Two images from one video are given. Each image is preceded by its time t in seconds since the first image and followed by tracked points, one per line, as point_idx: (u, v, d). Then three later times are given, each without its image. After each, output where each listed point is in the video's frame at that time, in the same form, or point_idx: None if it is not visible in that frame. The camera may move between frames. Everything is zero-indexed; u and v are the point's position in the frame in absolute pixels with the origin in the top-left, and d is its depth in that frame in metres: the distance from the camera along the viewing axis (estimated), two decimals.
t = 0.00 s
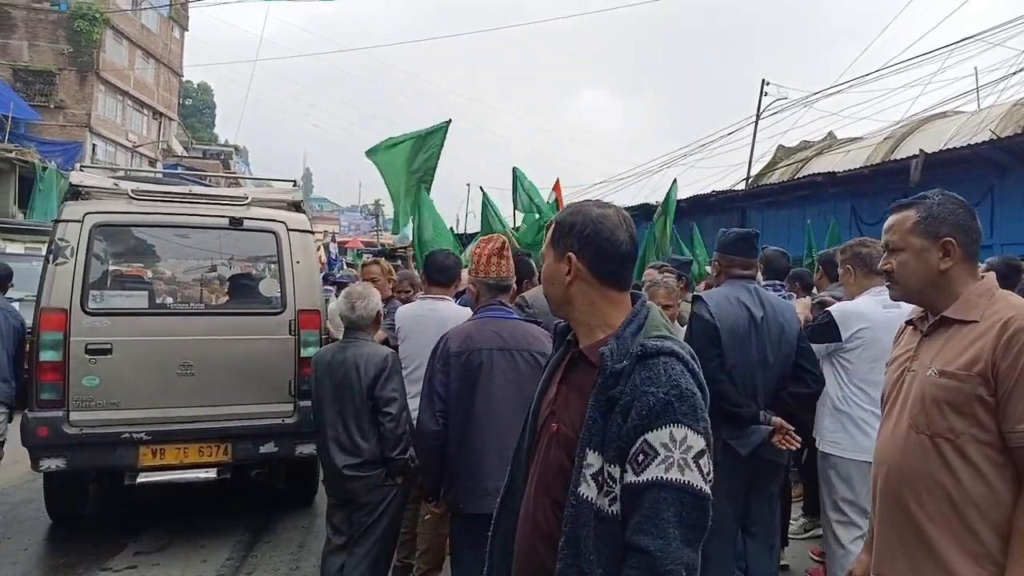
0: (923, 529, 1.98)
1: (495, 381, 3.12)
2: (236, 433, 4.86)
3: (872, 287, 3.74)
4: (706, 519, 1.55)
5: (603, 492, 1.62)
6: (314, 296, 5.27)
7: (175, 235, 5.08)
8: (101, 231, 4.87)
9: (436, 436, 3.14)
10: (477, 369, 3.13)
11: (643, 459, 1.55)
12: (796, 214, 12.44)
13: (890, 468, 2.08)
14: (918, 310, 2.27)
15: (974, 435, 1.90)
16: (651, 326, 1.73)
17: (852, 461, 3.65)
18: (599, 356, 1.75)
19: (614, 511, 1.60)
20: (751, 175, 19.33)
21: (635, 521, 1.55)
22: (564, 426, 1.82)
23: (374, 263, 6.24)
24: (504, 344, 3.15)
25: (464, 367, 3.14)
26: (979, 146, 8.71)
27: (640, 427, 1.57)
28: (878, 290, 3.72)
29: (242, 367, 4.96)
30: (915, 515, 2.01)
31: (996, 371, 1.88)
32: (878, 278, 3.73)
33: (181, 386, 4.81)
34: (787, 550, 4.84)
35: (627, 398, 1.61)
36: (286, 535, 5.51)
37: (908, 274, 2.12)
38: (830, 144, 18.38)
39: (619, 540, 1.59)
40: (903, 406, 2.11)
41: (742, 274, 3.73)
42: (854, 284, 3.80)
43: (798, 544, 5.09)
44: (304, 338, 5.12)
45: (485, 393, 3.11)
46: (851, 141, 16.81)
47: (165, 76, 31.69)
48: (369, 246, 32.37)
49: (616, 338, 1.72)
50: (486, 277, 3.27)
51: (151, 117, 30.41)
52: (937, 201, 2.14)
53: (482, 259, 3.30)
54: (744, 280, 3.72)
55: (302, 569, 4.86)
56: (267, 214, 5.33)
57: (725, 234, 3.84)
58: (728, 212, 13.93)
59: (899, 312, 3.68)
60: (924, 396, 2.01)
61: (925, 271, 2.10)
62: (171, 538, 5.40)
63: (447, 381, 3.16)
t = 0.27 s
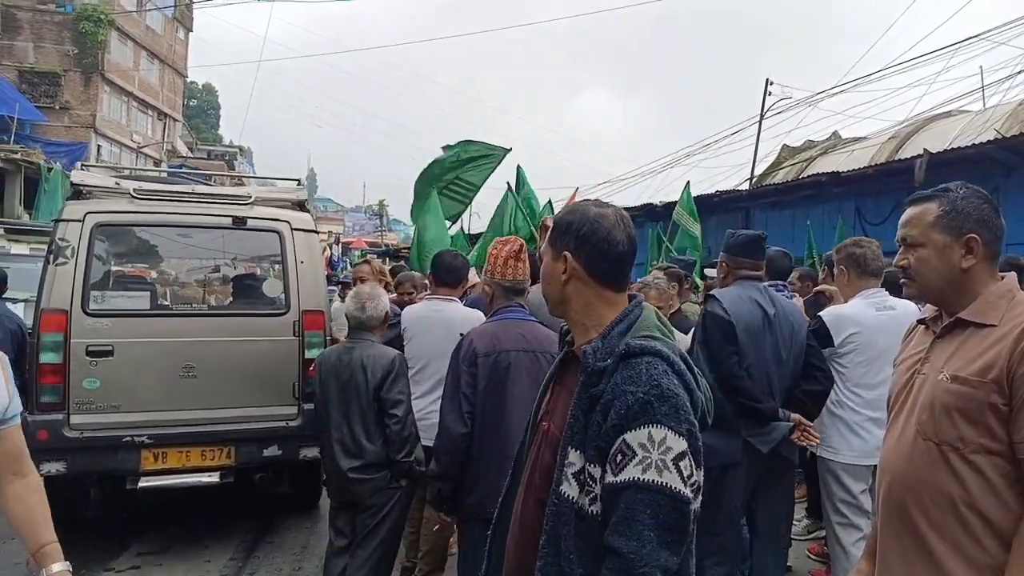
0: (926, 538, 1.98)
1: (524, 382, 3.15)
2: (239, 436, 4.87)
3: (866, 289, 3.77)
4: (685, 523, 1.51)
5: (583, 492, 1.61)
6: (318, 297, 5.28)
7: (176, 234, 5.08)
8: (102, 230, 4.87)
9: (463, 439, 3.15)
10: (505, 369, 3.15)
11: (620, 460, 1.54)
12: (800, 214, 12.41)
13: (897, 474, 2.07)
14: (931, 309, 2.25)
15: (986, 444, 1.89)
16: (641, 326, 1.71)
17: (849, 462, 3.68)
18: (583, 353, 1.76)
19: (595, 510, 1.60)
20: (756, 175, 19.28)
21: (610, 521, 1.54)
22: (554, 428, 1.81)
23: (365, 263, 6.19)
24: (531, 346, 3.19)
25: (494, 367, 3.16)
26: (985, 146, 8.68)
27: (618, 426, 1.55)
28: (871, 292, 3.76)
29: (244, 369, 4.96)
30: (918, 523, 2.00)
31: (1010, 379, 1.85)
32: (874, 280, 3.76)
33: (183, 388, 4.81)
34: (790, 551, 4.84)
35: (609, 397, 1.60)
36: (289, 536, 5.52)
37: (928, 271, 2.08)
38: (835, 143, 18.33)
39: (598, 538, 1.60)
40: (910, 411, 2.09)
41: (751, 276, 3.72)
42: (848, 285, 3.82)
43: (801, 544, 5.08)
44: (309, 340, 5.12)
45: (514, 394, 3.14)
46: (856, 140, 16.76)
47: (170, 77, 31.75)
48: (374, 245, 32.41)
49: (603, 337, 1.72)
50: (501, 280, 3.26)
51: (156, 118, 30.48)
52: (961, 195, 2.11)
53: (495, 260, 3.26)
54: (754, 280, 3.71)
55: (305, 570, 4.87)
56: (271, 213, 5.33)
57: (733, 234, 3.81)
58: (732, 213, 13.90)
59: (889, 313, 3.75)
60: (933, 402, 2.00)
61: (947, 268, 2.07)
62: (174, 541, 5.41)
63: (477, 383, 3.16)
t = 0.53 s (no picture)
0: (925, 544, 2.00)
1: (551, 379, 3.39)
2: (243, 440, 4.91)
3: (856, 290, 3.79)
4: (660, 514, 1.56)
5: (563, 484, 1.67)
6: (322, 299, 5.32)
7: (178, 234, 5.12)
8: (103, 230, 4.92)
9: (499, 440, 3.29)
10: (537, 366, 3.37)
11: (598, 453, 1.59)
12: (804, 215, 12.40)
13: (897, 479, 2.09)
14: (932, 309, 2.26)
15: (989, 451, 1.90)
16: (622, 323, 1.77)
17: (844, 463, 3.70)
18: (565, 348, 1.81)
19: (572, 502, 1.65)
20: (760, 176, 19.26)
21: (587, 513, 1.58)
22: (535, 423, 1.88)
23: (359, 262, 6.19)
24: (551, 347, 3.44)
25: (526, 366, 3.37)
26: (988, 146, 8.67)
27: (596, 420, 1.61)
28: (860, 293, 3.78)
29: (247, 371, 5.00)
30: (918, 529, 2.02)
31: (1012, 385, 1.86)
32: (864, 280, 3.77)
33: (186, 390, 4.85)
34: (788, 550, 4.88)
35: (589, 392, 1.65)
36: (292, 537, 5.58)
37: (929, 270, 2.09)
38: (839, 144, 18.33)
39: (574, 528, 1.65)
40: (911, 415, 2.11)
41: (746, 276, 3.75)
42: (838, 287, 3.84)
43: (801, 544, 5.11)
44: (312, 341, 5.17)
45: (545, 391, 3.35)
46: (861, 140, 16.72)
47: (176, 79, 31.88)
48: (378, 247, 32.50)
49: (584, 334, 1.78)
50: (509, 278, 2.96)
51: (162, 120, 30.62)
52: (966, 191, 2.12)
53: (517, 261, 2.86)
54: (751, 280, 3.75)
55: (307, 568, 4.93)
56: (274, 214, 5.38)
57: (730, 233, 3.82)
58: (735, 213, 13.89)
59: (878, 315, 3.77)
60: (934, 406, 2.01)
61: (951, 267, 2.08)
62: (176, 545, 5.46)
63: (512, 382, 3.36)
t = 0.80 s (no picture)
0: (907, 541, 2.04)
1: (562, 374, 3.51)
2: (247, 444, 4.94)
3: (848, 291, 3.83)
4: (641, 504, 1.62)
5: (551, 477, 1.73)
6: (327, 303, 5.36)
7: (180, 235, 5.16)
8: (105, 231, 4.96)
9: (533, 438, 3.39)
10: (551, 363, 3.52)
11: (583, 445, 1.65)
12: (807, 217, 12.39)
13: (881, 477, 2.12)
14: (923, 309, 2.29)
15: (971, 450, 1.93)
16: (608, 321, 1.82)
17: (836, 463, 3.73)
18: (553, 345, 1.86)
19: (560, 494, 1.71)
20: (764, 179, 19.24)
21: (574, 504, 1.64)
22: (526, 420, 1.95)
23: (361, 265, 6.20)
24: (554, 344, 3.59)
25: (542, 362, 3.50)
26: (990, 147, 8.67)
27: (581, 413, 1.67)
28: (852, 293, 3.83)
29: (251, 374, 5.04)
30: (900, 526, 2.06)
31: (993, 385, 1.89)
32: (857, 282, 3.82)
33: (190, 392, 4.89)
34: (790, 552, 4.89)
35: (575, 387, 1.71)
36: (296, 540, 5.60)
37: (911, 272, 2.14)
38: (843, 146, 18.30)
39: (562, 518, 1.71)
40: (897, 414, 2.14)
41: (745, 277, 3.78)
42: (830, 289, 3.90)
43: (802, 546, 5.12)
44: (318, 344, 5.20)
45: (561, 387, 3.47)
46: (865, 142, 16.70)
47: (181, 83, 32.00)
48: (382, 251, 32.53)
49: (570, 331, 1.83)
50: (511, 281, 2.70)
51: (167, 124, 30.74)
52: (946, 192, 2.14)
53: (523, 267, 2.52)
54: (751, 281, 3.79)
55: (310, 569, 4.96)
56: (279, 215, 5.42)
57: (729, 234, 3.85)
58: (739, 216, 13.89)
59: (868, 315, 3.81)
60: (918, 405, 2.04)
61: (929, 270, 2.11)
62: (180, 549, 5.48)
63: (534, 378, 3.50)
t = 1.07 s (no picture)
0: (888, 538, 2.08)
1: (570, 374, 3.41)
2: (254, 447, 4.99)
3: (847, 293, 3.87)
4: (639, 497, 1.66)
5: (551, 472, 1.76)
6: (333, 306, 5.43)
7: (186, 236, 5.16)
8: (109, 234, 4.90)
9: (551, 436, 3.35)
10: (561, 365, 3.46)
11: (581, 441, 1.68)
12: (810, 220, 12.40)
13: (866, 475, 2.17)
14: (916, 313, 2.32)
15: (944, 447, 1.96)
16: (604, 324, 1.85)
17: (836, 464, 3.76)
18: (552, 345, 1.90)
19: (559, 489, 1.75)
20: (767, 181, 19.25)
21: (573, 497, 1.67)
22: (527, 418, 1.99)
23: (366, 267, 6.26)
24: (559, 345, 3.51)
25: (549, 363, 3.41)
26: (992, 150, 8.69)
27: (579, 410, 1.71)
28: (851, 296, 3.87)
29: (257, 376, 5.09)
30: (882, 523, 2.10)
31: (965, 384, 1.93)
32: (856, 285, 3.87)
33: (196, 395, 4.92)
34: (791, 555, 4.92)
35: (573, 384, 1.75)
36: (301, 543, 5.65)
37: (896, 276, 2.17)
38: (847, 148, 18.30)
39: (562, 512, 1.74)
40: (883, 413, 2.18)
41: (748, 281, 3.81)
42: (830, 291, 3.95)
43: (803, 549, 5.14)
44: (324, 346, 5.26)
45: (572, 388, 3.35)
46: (868, 145, 16.70)
47: (186, 85, 32.11)
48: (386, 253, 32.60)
49: (568, 333, 1.86)
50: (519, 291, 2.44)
51: (172, 125, 30.85)
52: (932, 199, 2.17)
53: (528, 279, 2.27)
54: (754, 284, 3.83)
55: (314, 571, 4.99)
56: (285, 216, 5.47)
57: (735, 238, 3.91)
58: (742, 218, 13.91)
59: (866, 318, 3.83)
60: (899, 404, 2.08)
61: (913, 274, 2.15)
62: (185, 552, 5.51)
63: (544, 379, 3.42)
